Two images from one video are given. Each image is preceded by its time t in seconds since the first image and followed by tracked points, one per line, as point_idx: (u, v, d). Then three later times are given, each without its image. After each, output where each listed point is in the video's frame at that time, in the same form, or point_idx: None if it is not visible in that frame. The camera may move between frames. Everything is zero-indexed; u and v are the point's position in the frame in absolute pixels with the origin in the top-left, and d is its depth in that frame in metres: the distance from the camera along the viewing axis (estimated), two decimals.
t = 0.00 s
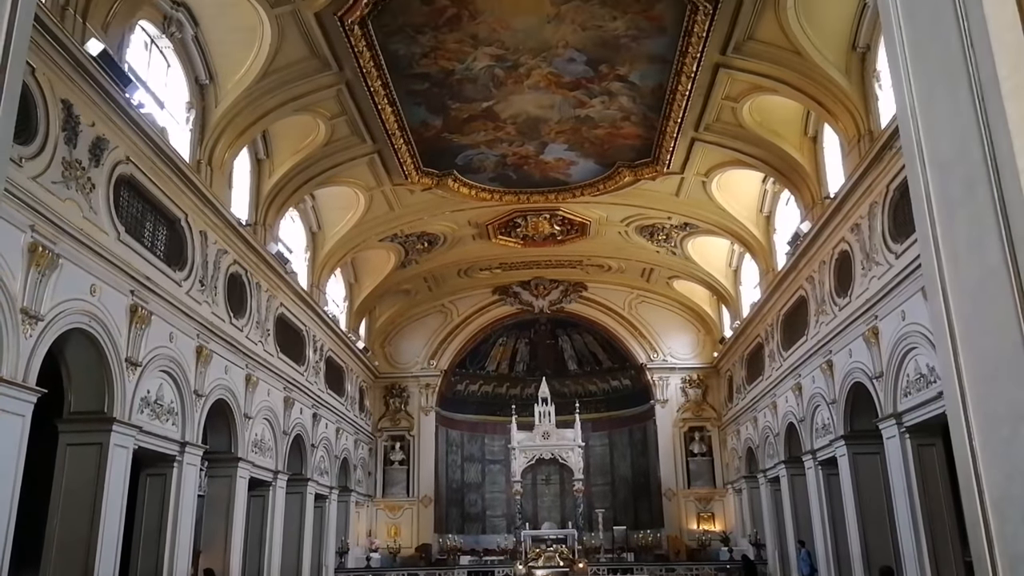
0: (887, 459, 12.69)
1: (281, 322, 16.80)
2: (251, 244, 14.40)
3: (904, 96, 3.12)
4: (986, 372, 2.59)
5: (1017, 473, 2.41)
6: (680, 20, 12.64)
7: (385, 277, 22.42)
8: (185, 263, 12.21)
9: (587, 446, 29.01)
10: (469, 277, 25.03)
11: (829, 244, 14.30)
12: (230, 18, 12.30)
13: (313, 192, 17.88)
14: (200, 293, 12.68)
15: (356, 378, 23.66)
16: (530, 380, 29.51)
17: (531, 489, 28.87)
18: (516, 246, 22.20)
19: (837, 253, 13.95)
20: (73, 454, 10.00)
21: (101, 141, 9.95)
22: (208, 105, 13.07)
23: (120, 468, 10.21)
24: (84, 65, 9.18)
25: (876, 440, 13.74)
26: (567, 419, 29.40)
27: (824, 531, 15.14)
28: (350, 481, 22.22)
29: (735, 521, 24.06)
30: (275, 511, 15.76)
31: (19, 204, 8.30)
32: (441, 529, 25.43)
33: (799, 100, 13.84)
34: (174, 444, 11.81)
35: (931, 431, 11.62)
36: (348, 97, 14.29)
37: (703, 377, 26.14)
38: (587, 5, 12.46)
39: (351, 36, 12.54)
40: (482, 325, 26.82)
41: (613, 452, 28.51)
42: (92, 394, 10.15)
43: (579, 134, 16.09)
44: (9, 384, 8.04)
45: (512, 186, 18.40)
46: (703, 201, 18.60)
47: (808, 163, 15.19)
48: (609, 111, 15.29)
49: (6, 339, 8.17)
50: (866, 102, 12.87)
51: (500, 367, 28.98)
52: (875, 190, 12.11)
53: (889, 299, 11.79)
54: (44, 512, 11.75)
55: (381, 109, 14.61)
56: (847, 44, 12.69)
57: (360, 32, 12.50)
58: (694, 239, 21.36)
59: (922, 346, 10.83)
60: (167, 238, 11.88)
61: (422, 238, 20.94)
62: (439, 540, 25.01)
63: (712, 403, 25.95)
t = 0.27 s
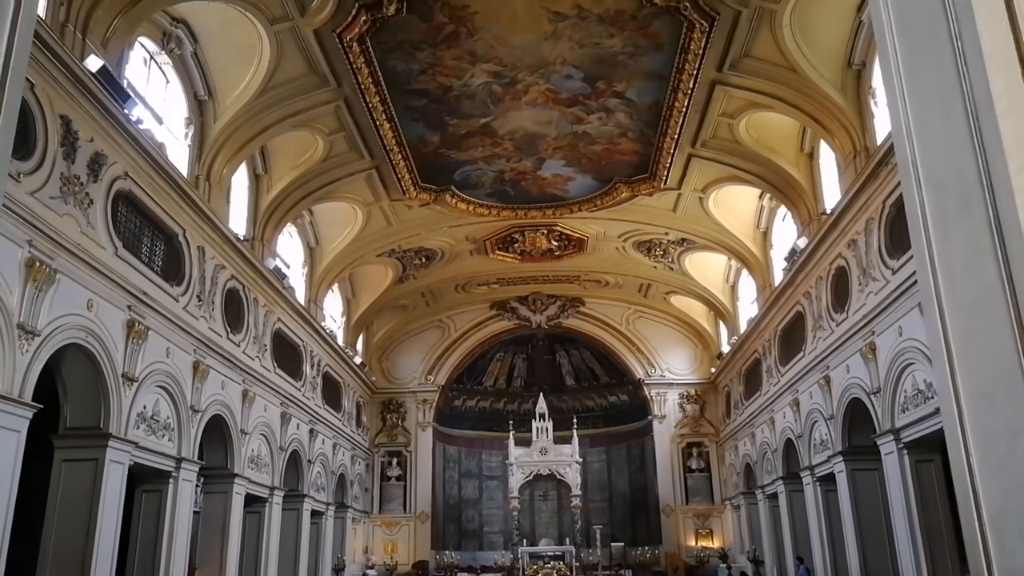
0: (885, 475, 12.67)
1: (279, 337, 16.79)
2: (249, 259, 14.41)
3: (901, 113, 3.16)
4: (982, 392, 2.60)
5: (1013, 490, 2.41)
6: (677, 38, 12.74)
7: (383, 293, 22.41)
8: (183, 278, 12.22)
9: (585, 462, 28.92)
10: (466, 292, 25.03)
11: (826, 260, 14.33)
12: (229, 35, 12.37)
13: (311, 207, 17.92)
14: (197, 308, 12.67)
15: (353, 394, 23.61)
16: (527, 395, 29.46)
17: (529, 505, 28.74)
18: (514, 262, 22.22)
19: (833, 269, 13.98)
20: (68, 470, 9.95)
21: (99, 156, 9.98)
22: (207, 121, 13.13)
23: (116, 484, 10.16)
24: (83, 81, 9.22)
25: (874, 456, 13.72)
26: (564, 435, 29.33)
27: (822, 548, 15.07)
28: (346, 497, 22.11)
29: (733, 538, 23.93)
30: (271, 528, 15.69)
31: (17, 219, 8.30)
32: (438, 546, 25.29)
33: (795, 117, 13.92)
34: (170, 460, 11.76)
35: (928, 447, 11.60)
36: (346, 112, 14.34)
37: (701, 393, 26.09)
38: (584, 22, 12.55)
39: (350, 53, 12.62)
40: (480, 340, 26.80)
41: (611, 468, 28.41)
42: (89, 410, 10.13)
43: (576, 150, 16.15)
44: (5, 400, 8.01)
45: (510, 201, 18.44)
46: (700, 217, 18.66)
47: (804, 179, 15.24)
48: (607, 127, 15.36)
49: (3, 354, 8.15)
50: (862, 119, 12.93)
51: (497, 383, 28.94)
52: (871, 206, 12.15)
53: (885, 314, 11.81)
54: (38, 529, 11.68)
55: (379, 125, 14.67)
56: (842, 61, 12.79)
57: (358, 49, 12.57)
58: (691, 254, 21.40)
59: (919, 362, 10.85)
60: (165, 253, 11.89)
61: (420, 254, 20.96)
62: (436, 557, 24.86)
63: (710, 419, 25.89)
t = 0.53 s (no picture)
0: (886, 493, 12.61)
1: (278, 352, 16.77)
2: (249, 275, 14.44)
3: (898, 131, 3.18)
4: (982, 410, 2.60)
5: (1014, 507, 2.40)
6: (676, 55, 12.81)
7: (382, 308, 22.41)
8: (182, 292, 12.22)
9: (585, 477, 28.81)
10: (466, 307, 25.03)
11: (826, 275, 14.34)
12: (231, 51, 12.45)
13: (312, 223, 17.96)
14: (197, 323, 12.67)
15: (352, 409, 23.55)
16: (527, 411, 29.39)
17: (528, 521, 28.60)
18: (513, 277, 22.22)
19: (833, 285, 13.98)
20: (67, 486, 9.91)
21: (101, 172, 10.01)
22: (209, 136, 13.18)
23: (114, 500, 10.12)
24: (85, 97, 9.27)
25: (874, 473, 13.67)
26: (564, 451, 29.24)
27: (823, 566, 14.98)
28: (345, 512, 22.00)
29: (734, 555, 23.78)
30: (269, 544, 15.60)
31: (18, 234, 8.32)
32: (437, 563, 25.14)
33: (794, 134, 13.96)
34: (168, 475, 11.72)
35: (929, 463, 11.56)
36: (347, 128, 14.40)
37: (701, 409, 26.02)
38: (584, 39, 12.62)
39: (351, 69, 12.69)
40: (480, 356, 26.77)
41: (611, 484, 28.30)
42: (87, 425, 10.11)
43: (576, 165, 16.20)
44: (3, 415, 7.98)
45: (510, 217, 18.47)
46: (700, 233, 18.68)
47: (803, 195, 15.27)
48: (606, 143, 15.41)
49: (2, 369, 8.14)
50: (861, 136, 12.97)
51: (497, 398, 28.89)
52: (870, 222, 12.17)
53: (885, 330, 11.81)
54: (34, 545, 11.60)
55: (379, 141, 14.72)
56: (841, 78, 12.86)
57: (359, 65, 12.64)
58: (691, 270, 21.41)
59: (919, 378, 10.84)
60: (165, 268, 11.89)
61: (420, 269, 20.97)
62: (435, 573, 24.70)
63: (710, 435, 25.80)
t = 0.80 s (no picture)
0: (889, 509, 12.55)
1: (279, 367, 16.76)
2: (250, 291, 14.47)
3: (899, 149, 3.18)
4: (983, 426, 2.60)
5: (1015, 521, 2.40)
6: (676, 71, 12.88)
7: (383, 323, 22.41)
8: (184, 308, 12.23)
9: (587, 493, 28.69)
10: (467, 323, 25.03)
11: (826, 291, 14.35)
12: (234, 68, 12.54)
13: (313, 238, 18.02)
14: (198, 339, 12.67)
15: (353, 425, 23.49)
16: (528, 426, 29.32)
17: (530, 538, 28.45)
18: (514, 292, 22.23)
19: (834, 300, 13.98)
20: (67, 503, 9.88)
21: (103, 188, 10.05)
22: (211, 153, 13.25)
23: (113, 517, 10.08)
24: (88, 114, 9.32)
25: (877, 489, 13.61)
26: (566, 467, 29.14)
27: None
28: (346, 529, 21.91)
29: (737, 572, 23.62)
30: (269, 562, 15.52)
31: (20, 251, 8.35)
32: None
33: (794, 149, 14.01)
34: (169, 492, 11.69)
35: (932, 479, 11.51)
36: (349, 145, 14.47)
37: (703, 424, 25.94)
38: (584, 56, 12.69)
39: (352, 86, 12.76)
40: (481, 371, 26.75)
41: (613, 500, 28.17)
42: (87, 442, 10.09)
43: (576, 181, 16.25)
44: (3, 432, 7.96)
45: (511, 232, 18.51)
46: (701, 248, 18.71)
47: (804, 211, 15.28)
48: (607, 159, 15.46)
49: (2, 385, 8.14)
50: (861, 152, 13.00)
51: (498, 414, 28.84)
52: (870, 238, 12.19)
53: (886, 345, 11.79)
54: (33, 563, 11.54)
55: (381, 157, 14.78)
56: (840, 93, 12.91)
57: (360, 82, 12.72)
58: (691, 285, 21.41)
59: (920, 393, 10.81)
60: (166, 284, 11.91)
61: (421, 284, 20.98)
62: None
63: (712, 450, 25.71)
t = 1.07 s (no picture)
0: (888, 519, 12.54)
1: (278, 377, 16.74)
2: (249, 299, 14.47)
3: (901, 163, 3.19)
4: (982, 439, 2.61)
5: (1014, 534, 2.40)
6: (675, 81, 12.93)
7: (382, 332, 22.41)
8: (182, 317, 12.23)
9: (586, 503, 28.62)
10: (466, 332, 25.02)
11: (825, 300, 14.36)
12: (234, 78, 12.59)
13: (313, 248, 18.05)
14: (197, 348, 12.65)
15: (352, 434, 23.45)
16: (527, 436, 29.26)
17: (529, 548, 28.35)
18: (514, 301, 22.23)
19: (833, 310, 13.99)
20: (65, 512, 9.86)
21: (103, 198, 10.06)
22: (211, 162, 13.27)
23: (112, 526, 10.05)
24: (89, 124, 9.35)
25: (877, 499, 13.58)
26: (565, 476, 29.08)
27: None
28: (344, 539, 21.83)
29: None
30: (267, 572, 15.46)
31: (20, 260, 8.36)
32: None
33: (792, 159, 14.03)
34: (166, 501, 11.66)
35: (931, 489, 11.50)
36: (348, 154, 14.50)
37: (703, 434, 25.90)
38: (583, 66, 12.74)
39: (352, 95, 12.80)
40: (480, 380, 26.73)
41: (612, 510, 28.10)
42: (85, 451, 10.07)
43: (575, 191, 16.29)
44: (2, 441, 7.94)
45: (510, 242, 18.53)
46: (700, 258, 18.73)
47: (802, 221, 15.30)
48: (606, 169, 15.49)
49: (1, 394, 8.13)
50: (859, 162, 13.02)
51: (497, 423, 28.81)
52: (869, 248, 12.22)
53: (885, 355, 11.79)
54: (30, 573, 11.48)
55: (380, 167, 14.81)
56: (839, 104, 12.95)
57: (360, 92, 12.76)
58: (690, 295, 21.42)
59: (919, 403, 10.81)
60: (165, 293, 11.91)
61: (420, 293, 20.98)
62: None
63: (711, 460, 25.66)
